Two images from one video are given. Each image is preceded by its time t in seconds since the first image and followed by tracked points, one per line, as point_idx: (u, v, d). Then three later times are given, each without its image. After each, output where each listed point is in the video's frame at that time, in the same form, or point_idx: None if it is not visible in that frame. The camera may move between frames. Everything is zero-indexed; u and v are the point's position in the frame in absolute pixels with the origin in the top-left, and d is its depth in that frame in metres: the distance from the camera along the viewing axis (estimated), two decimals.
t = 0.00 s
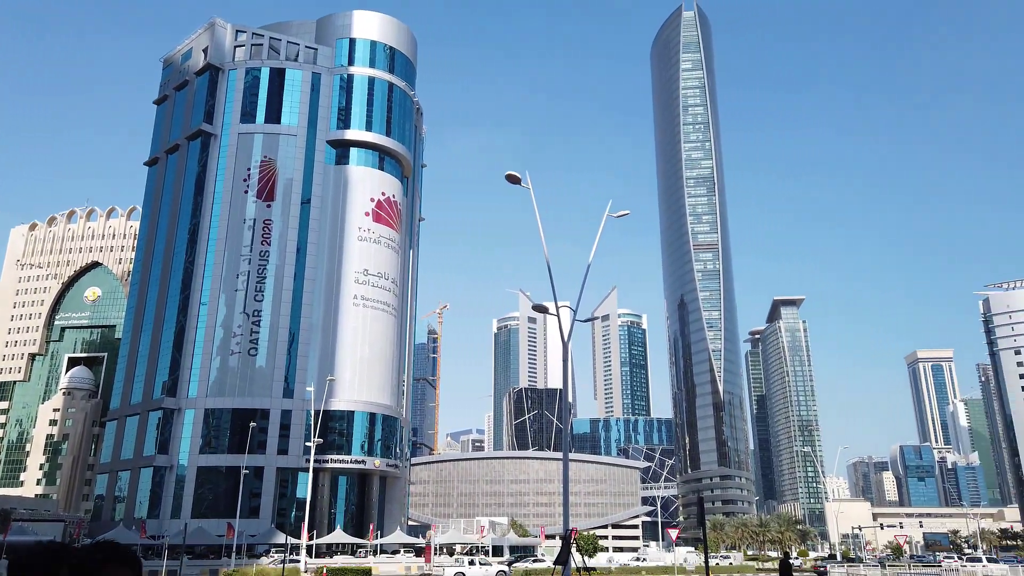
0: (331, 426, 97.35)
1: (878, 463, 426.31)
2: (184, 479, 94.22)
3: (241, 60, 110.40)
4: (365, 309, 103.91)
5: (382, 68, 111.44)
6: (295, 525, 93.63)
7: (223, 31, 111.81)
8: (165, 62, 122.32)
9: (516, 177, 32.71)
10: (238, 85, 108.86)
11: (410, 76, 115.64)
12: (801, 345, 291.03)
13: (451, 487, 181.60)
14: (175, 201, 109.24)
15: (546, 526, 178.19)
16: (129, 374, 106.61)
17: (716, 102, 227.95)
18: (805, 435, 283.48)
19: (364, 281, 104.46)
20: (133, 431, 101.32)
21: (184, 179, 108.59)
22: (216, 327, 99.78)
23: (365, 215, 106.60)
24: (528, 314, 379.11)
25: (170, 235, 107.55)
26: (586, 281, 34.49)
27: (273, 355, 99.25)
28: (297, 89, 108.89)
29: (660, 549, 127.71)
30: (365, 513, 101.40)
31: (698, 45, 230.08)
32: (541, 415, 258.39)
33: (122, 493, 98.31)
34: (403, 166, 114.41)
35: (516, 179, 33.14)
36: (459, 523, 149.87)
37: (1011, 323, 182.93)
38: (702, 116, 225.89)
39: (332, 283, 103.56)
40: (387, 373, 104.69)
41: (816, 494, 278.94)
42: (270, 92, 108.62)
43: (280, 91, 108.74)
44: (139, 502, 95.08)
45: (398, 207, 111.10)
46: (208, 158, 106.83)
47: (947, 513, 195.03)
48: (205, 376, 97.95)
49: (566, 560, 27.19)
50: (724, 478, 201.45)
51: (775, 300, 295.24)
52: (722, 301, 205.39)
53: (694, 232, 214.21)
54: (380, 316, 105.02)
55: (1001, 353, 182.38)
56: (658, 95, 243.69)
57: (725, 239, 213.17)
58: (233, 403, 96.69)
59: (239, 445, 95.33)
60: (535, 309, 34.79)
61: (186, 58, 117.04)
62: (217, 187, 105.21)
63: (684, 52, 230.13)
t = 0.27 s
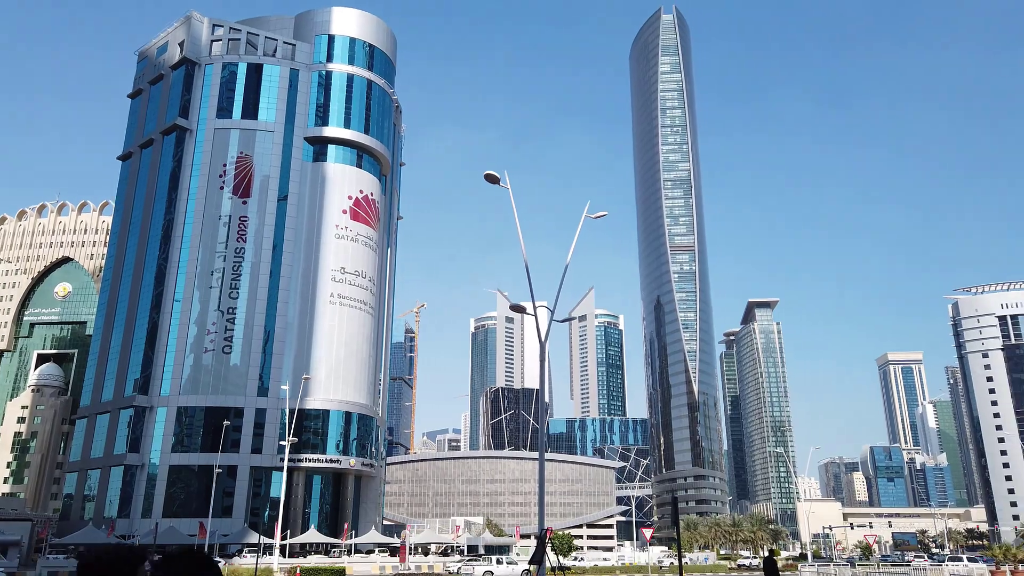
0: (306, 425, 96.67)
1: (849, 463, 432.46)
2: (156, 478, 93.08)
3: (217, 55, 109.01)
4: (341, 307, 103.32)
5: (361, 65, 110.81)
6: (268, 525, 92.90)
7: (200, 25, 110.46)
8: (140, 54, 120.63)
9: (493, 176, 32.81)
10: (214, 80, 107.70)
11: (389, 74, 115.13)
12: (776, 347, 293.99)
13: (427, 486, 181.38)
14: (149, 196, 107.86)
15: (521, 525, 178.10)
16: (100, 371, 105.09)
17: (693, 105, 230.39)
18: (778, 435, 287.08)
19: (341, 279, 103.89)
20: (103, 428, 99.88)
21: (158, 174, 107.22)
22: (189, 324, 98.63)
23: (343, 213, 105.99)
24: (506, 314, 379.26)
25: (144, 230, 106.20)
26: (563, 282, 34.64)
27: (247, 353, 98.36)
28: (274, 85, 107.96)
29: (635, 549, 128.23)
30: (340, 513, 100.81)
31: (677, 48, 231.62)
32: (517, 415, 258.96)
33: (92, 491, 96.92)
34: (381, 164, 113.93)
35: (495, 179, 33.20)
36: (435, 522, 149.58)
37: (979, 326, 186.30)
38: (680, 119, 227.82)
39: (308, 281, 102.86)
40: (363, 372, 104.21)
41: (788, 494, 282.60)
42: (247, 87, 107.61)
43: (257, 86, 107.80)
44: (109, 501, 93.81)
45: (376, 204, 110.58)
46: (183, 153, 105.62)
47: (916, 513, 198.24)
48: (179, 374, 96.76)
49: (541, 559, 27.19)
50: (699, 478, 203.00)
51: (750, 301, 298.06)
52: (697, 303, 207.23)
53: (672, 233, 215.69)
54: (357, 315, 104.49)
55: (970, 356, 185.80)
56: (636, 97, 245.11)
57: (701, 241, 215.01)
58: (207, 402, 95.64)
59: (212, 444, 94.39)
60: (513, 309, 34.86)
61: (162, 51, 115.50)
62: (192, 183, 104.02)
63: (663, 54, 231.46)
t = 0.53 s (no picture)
0: (281, 424, 95.90)
1: (821, 464, 437.88)
2: (126, 477, 91.76)
3: (193, 49, 107.63)
4: (317, 305, 102.69)
5: (339, 62, 110.19)
6: (241, 525, 92.05)
7: (176, 18, 109.06)
8: (114, 48, 118.93)
9: (473, 175, 33.03)
10: (190, 75, 106.32)
11: (368, 71, 114.62)
12: (750, 348, 296.92)
13: (402, 486, 180.82)
14: (122, 191, 106.37)
15: (496, 525, 177.48)
16: (70, 368, 103.42)
17: (671, 108, 231.93)
18: (751, 436, 289.36)
19: (317, 277, 103.26)
20: (73, 427, 98.31)
21: (132, 169, 105.80)
22: (162, 321, 97.36)
23: (320, 211, 105.33)
24: (483, 313, 378.93)
25: (117, 226, 104.67)
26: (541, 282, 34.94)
27: (221, 351, 97.36)
28: (252, 81, 106.97)
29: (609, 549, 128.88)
30: (314, 513, 100.16)
31: (655, 51, 233.19)
32: (493, 414, 259.21)
33: (61, 491, 95.35)
34: (359, 162, 113.40)
35: (473, 178, 33.36)
36: (410, 522, 149.06)
37: (948, 329, 189.91)
38: (658, 121, 228.80)
39: (283, 279, 102.08)
40: (339, 371, 103.62)
41: (760, 495, 285.61)
42: (223, 82, 106.48)
43: (233, 82, 106.72)
44: (78, 501, 92.34)
45: (354, 203, 110.05)
46: (157, 148, 104.27)
47: (885, 513, 201.31)
48: (151, 371, 95.51)
49: (516, 558, 27.27)
50: (673, 478, 204.14)
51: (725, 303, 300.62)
52: (673, 304, 208.80)
53: (649, 235, 217.03)
54: (333, 313, 103.90)
55: (939, 359, 189.15)
56: (615, 99, 246.29)
57: (678, 243, 216.62)
58: (180, 400, 94.50)
59: (184, 443, 93.30)
60: (491, 309, 34.88)
61: (137, 45, 113.94)
62: (166, 178, 102.72)
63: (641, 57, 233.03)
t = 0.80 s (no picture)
0: (254, 423, 95.08)
1: (792, 465, 442.91)
2: (96, 476, 90.37)
3: (168, 43, 106.17)
4: (293, 303, 101.96)
5: (317, 58, 109.43)
6: (213, 525, 91.09)
7: (151, 12, 107.59)
8: (88, 40, 117.10)
9: (451, 175, 33.03)
10: (165, 69, 104.88)
11: (346, 68, 114.00)
12: (724, 350, 299.65)
13: (377, 485, 180.06)
14: (94, 185, 104.79)
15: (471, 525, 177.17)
16: (38, 365, 101.65)
17: (649, 110, 233.28)
18: (725, 437, 291.94)
19: (293, 275, 102.54)
20: (41, 424, 96.65)
21: (105, 163, 104.25)
22: (134, 318, 95.98)
23: (296, 208, 104.57)
24: (460, 313, 378.26)
25: (88, 221, 103.08)
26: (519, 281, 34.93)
27: (194, 349, 96.28)
28: (228, 76, 105.88)
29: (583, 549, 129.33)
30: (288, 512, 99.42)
31: (634, 54, 234.53)
32: (469, 414, 258.75)
33: (28, 490, 93.73)
34: (336, 160, 112.77)
35: (451, 178, 33.35)
36: (384, 522, 148.46)
37: (917, 333, 193.48)
38: (636, 123, 229.92)
39: (259, 276, 101.20)
40: (314, 370, 102.94)
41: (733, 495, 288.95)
42: (199, 77, 105.25)
43: (209, 77, 105.55)
44: (46, 500, 90.83)
45: (331, 200, 109.41)
46: (131, 142, 102.81)
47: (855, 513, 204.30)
48: (122, 369, 94.16)
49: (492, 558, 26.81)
50: (647, 478, 205.29)
51: (700, 304, 302.84)
52: (649, 305, 210.05)
53: (626, 236, 218.17)
54: (309, 311, 103.17)
55: (908, 361, 192.51)
56: (594, 100, 247.27)
57: (654, 244, 218.16)
58: (151, 398, 93.28)
59: (156, 441, 92.11)
60: (468, 309, 34.85)
61: (110, 37, 112.29)
62: (140, 173, 101.26)
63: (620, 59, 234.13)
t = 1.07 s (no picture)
0: (227, 422, 94.13)
1: (765, 465, 447.94)
2: (64, 475, 88.92)
3: (143, 36, 104.58)
4: (268, 301, 101.10)
5: (295, 54, 108.58)
6: (184, 524, 90.03)
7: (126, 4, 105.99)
8: (60, 32, 115.16)
9: (430, 173, 32.81)
10: (139, 62, 103.33)
11: (324, 65, 113.26)
12: (699, 351, 302.27)
13: (351, 485, 179.21)
14: (65, 179, 103.20)
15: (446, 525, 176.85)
16: (6, 361, 99.84)
17: (627, 112, 234.50)
18: (699, 437, 294.44)
19: (268, 273, 101.70)
20: (8, 422, 94.97)
21: (76, 158, 102.73)
22: (105, 314, 94.50)
23: (272, 205, 103.67)
24: (437, 312, 377.53)
25: (59, 216, 101.55)
26: (496, 281, 34.74)
27: (167, 346, 95.09)
28: (204, 71, 104.65)
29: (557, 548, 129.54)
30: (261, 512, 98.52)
31: (613, 56, 235.63)
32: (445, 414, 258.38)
33: None
34: (313, 157, 111.97)
35: (430, 177, 33.18)
36: (358, 522, 147.86)
37: (888, 335, 197.05)
38: (614, 125, 231.06)
39: (233, 273, 100.22)
40: (289, 368, 102.13)
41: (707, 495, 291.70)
42: (174, 71, 103.90)
43: (185, 71, 104.25)
44: (13, 499, 89.28)
45: (308, 198, 108.67)
46: (103, 136, 101.26)
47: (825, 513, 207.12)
48: (92, 366, 92.74)
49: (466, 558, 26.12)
50: (622, 478, 206.29)
51: (676, 306, 304.87)
52: (626, 306, 211.03)
53: (603, 237, 219.14)
54: (284, 309, 102.34)
55: (879, 364, 195.70)
56: (572, 102, 248.01)
57: (631, 246, 219.27)
58: (122, 396, 91.94)
59: (126, 440, 90.79)
60: (446, 308, 34.78)
61: (84, 29, 110.49)
62: (112, 168, 99.70)
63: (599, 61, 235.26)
